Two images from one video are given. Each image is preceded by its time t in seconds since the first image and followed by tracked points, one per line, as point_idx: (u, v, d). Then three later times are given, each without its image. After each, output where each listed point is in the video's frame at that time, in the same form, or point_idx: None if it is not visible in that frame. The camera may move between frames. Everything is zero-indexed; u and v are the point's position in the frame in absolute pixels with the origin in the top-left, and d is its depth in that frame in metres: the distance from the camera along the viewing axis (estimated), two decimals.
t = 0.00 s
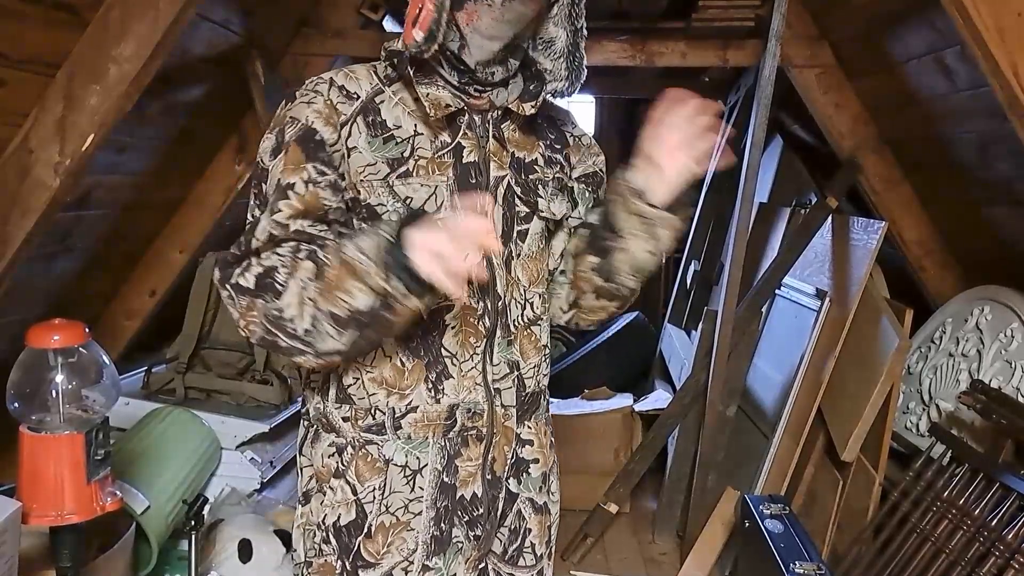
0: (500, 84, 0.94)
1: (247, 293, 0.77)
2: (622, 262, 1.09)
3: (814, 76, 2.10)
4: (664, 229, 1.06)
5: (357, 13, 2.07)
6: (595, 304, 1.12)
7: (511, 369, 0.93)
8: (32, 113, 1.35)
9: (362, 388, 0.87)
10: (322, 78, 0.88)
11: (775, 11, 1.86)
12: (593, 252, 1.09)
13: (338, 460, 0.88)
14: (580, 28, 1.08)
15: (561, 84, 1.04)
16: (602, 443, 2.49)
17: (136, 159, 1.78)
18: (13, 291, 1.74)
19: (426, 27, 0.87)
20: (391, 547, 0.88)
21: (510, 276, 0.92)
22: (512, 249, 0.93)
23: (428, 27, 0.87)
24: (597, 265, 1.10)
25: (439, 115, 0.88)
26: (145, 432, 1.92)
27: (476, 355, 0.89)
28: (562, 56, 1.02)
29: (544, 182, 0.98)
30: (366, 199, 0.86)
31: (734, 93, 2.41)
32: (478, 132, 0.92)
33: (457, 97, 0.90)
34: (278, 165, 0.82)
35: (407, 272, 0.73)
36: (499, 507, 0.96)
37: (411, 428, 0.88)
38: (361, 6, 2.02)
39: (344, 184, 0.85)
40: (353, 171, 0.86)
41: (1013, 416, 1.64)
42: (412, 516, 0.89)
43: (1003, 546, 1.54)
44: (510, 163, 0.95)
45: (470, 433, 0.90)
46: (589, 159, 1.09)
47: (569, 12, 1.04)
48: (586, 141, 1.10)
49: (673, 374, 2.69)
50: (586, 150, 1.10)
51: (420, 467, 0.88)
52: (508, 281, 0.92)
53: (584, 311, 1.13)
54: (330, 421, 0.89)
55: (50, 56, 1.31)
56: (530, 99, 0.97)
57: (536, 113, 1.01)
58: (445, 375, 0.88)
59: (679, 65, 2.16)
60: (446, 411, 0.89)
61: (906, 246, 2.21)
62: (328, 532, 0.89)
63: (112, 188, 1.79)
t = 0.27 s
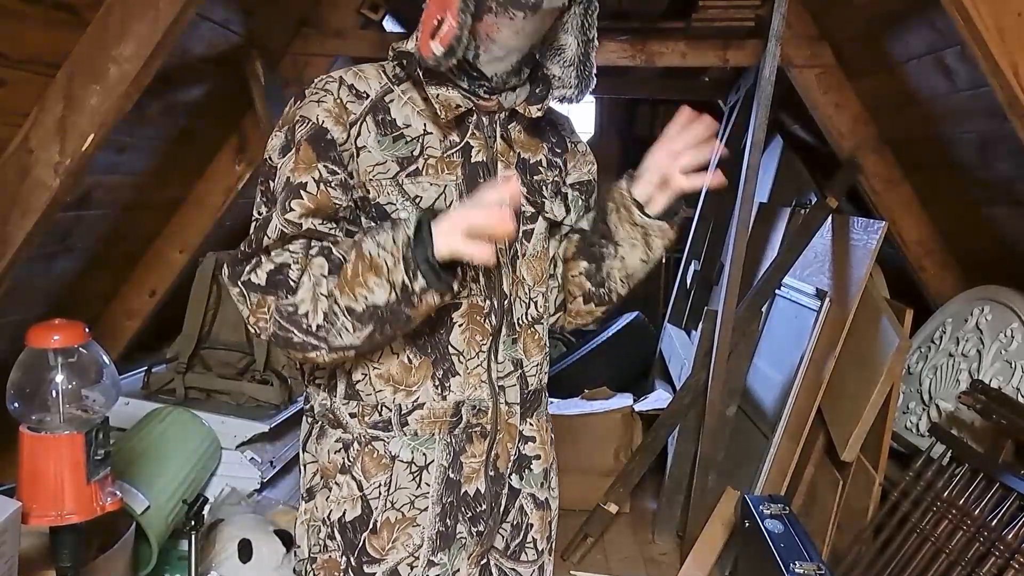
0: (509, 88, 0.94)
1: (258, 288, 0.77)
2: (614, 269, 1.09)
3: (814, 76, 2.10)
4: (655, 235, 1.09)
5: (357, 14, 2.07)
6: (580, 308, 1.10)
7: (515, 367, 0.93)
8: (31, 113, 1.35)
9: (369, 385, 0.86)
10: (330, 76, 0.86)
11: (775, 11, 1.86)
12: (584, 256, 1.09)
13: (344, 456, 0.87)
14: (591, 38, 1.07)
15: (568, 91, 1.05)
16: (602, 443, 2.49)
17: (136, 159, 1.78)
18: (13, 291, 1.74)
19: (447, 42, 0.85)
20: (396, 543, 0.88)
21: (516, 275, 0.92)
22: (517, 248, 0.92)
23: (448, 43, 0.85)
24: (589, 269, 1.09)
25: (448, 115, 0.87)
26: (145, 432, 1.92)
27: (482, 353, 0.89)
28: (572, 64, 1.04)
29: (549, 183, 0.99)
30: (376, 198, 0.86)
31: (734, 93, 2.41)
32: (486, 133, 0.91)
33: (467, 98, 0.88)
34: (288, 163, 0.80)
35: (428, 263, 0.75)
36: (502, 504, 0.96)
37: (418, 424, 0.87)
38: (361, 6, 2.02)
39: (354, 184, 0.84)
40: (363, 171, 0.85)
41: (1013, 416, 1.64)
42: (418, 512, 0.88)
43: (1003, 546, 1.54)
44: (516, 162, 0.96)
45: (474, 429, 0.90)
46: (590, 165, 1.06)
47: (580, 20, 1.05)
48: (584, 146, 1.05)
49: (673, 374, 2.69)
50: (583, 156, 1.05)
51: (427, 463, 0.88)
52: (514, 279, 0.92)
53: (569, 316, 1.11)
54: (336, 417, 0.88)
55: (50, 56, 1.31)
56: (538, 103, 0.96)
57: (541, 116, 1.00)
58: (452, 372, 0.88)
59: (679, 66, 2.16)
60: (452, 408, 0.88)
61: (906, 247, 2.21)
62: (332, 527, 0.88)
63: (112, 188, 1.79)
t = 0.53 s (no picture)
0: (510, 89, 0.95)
1: (271, 305, 0.76)
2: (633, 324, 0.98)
3: (814, 76, 2.10)
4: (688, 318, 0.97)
5: (357, 13, 2.07)
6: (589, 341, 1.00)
7: (517, 366, 0.94)
8: (32, 113, 1.35)
9: (374, 385, 0.86)
10: (334, 77, 0.86)
11: (776, 11, 1.86)
12: (612, 299, 0.98)
13: (348, 457, 0.86)
14: (587, 38, 1.07)
15: (565, 89, 1.04)
16: (602, 443, 2.49)
17: (136, 159, 1.78)
18: (13, 291, 1.74)
19: (453, 47, 0.86)
20: (400, 543, 0.87)
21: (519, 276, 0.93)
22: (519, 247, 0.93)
23: (455, 49, 0.86)
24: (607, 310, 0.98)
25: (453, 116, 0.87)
26: (146, 432, 1.92)
27: (485, 353, 0.90)
28: (568, 63, 1.04)
29: (550, 184, 0.98)
30: (383, 199, 0.85)
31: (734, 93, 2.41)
32: (490, 134, 0.91)
33: (470, 99, 0.89)
34: (299, 161, 0.79)
35: (465, 308, 0.75)
36: (503, 502, 0.96)
37: (422, 424, 0.86)
38: (361, 7, 2.02)
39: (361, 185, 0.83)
40: (370, 172, 0.84)
41: (1013, 416, 1.64)
42: (422, 512, 0.87)
43: (1003, 546, 1.54)
44: (520, 164, 0.95)
45: (477, 428, 0.90)
46: (589, 167, 1.05)
47: (579, 19, 1.06)
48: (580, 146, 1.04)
49: (673, 374, 2.69)
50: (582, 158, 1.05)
51: (431, 463, 0.87)
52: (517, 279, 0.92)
53: (579, 338, 1.01)
54: (339, 418, 0.87)
55: (50, 56, 1.31)
56: (540, 103, 0.96)
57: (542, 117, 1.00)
58: (456, 372, 0.88)
59: (679, 66, 2.16)
60: (456, 407, 0.88)
61: (906, 247, 2.21)
62: (335, 528, 0.87)
63: (112, 188, 1.79)
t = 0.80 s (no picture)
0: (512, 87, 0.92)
1: (268, 310, 0.77)
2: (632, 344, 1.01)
3: (814, 77, 2.10)
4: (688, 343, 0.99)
5: (357, 13, 2.07)
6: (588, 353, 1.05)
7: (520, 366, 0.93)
8: (32, 113, 1.35)
9: (376, 386, 0.86)
10: (335, 77, 0.86)
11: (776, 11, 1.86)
12: (613, 316, 1.02)
13: (350, 459, 0.86)
14: (590, 29, 1.07)
15: (567, 80, 1.04)
16: (602, 444, 2.49)
17: (136, 160, 1.78)
18: (13, 291, 1.74)
19: (481, 45, 0.83)
20: (403, 544, 0.87)
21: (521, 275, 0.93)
22: (522, 248, 0.93)
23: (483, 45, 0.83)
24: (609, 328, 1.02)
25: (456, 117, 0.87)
26: (146, 432, 1.93)
27: (487, 354, 0.89)
28: (571, 55, 1.03)
29: (552, 185, 0.98)
30: (384, 200, 0.85)
31: (734, 93, 2.41)
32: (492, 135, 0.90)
33: (472, 100, 0.87)
34: (299, 161, 0.79)
35: (472, 322, 0.74)
36: (507, 504, 0.96)
37: (424, 425, 0.86)
38: (361, 6, 2.02)
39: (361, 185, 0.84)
40: (370, 172, 0.85)
41: (1013, 416, 1.64)
42: (425, 513, 0.87)
43: (1003, 546, 1.54)
44: (521, 165, 0.95)
45: (480, 430, 0.89)
46: (588, 168, 1.06)
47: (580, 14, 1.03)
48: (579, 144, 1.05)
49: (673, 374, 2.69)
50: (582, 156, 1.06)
51: (434, 465, 0.87)
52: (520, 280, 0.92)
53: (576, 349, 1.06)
54: (341, 419, 0.87)
55: (50, 56, 1.31)
56: (542, 103, 0.95)
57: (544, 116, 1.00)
58: (459, 373, 0.87)
59: (679, 65, 2.16)
60: (459, 409, 0.87)
61: (906, 247, 2.21)
62: (338, 529, 0.87)
63: (112, 188, 1.79)
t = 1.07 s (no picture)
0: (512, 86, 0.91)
1: (253, 315, 0.73)
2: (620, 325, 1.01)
3: (814, 77, 2.10)
4: (670, 316, 1.02)
5: (357, 13, 2.06)
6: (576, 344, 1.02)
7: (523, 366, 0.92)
8: (32, 113, 1.35)
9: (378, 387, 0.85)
10: (336, 76, 0.85)
11: (776, 11, 1.86)
12: (597, 300, 1.02)
13: (352, 461, 0.86)
14: (583, 29, 1.07)
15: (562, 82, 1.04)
16: (602, 444, 2.49)
17: (136, 159, 1.78)
18: (13, 291, 1.74)
19: (470, 50, 0.85)
20: (406, 545, 0.87)
21: (523, 275, 0.92)
22: (524, 246, 0.93)
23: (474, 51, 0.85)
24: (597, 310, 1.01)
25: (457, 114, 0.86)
26: (147, 430, 1.93)
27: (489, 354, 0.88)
28: (564, 57, 1.03)
29: (551, 185, 0.99)
30: (385, 199, 0.83)
31: (734, 93, 2.41)
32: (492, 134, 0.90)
33: (473, 99, 0.87)
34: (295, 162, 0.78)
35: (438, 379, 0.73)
36: (509, 505, 0.96)
37: (427, 426, 0.86)
38: (361, 6, 2.02)
39: (360, 185, 0.82)
40: (371, 171, 0.83)
41: (1013, 416, 1.64)
42: (428, 515, 0.87)
43: (1003, 546, 1.54)
44: (522, 165, 0.95)
45: (482, 430, 0.90)
46: (585, 168, 1.05)
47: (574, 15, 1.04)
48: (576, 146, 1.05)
49: (673, 374, 2.69)
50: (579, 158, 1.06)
51: (437, 466, 0.87)
52: (521, 279, 0.92)
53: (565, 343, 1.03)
54: (342, 421, 0.87)
55: (50, 56, 1.31)
56: (540, 103, 0.96)
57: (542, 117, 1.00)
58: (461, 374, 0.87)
59: (679, 65, 2.16)
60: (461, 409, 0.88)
61: (906, 248, 2.21)
62: (341, 531, 0.87)
63: (112, 188, 1.79)
